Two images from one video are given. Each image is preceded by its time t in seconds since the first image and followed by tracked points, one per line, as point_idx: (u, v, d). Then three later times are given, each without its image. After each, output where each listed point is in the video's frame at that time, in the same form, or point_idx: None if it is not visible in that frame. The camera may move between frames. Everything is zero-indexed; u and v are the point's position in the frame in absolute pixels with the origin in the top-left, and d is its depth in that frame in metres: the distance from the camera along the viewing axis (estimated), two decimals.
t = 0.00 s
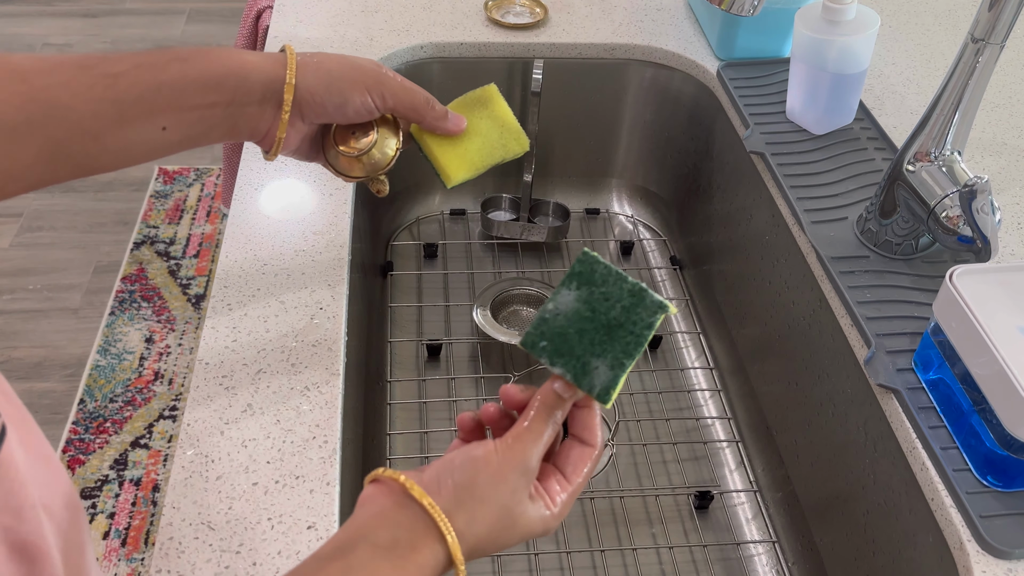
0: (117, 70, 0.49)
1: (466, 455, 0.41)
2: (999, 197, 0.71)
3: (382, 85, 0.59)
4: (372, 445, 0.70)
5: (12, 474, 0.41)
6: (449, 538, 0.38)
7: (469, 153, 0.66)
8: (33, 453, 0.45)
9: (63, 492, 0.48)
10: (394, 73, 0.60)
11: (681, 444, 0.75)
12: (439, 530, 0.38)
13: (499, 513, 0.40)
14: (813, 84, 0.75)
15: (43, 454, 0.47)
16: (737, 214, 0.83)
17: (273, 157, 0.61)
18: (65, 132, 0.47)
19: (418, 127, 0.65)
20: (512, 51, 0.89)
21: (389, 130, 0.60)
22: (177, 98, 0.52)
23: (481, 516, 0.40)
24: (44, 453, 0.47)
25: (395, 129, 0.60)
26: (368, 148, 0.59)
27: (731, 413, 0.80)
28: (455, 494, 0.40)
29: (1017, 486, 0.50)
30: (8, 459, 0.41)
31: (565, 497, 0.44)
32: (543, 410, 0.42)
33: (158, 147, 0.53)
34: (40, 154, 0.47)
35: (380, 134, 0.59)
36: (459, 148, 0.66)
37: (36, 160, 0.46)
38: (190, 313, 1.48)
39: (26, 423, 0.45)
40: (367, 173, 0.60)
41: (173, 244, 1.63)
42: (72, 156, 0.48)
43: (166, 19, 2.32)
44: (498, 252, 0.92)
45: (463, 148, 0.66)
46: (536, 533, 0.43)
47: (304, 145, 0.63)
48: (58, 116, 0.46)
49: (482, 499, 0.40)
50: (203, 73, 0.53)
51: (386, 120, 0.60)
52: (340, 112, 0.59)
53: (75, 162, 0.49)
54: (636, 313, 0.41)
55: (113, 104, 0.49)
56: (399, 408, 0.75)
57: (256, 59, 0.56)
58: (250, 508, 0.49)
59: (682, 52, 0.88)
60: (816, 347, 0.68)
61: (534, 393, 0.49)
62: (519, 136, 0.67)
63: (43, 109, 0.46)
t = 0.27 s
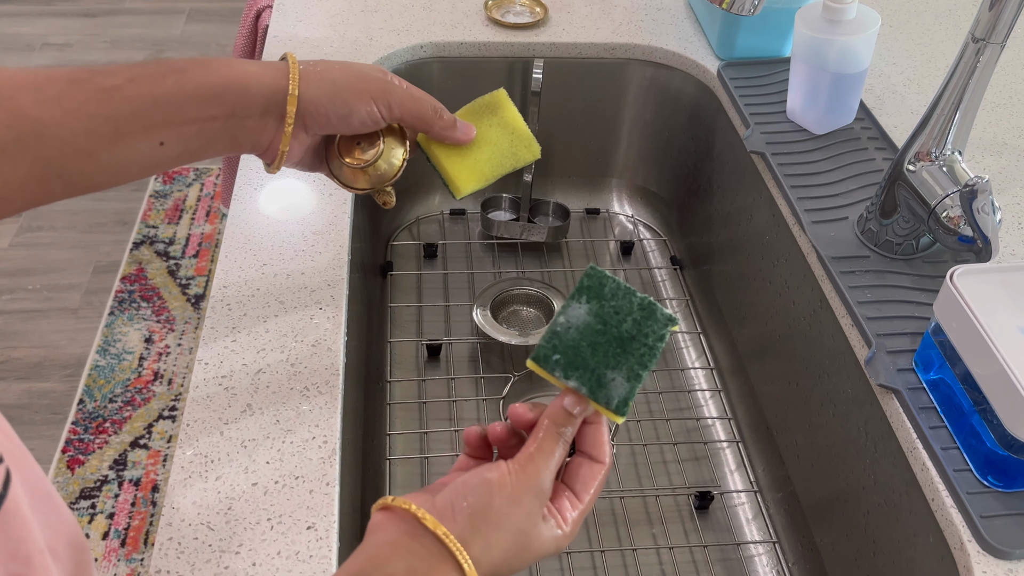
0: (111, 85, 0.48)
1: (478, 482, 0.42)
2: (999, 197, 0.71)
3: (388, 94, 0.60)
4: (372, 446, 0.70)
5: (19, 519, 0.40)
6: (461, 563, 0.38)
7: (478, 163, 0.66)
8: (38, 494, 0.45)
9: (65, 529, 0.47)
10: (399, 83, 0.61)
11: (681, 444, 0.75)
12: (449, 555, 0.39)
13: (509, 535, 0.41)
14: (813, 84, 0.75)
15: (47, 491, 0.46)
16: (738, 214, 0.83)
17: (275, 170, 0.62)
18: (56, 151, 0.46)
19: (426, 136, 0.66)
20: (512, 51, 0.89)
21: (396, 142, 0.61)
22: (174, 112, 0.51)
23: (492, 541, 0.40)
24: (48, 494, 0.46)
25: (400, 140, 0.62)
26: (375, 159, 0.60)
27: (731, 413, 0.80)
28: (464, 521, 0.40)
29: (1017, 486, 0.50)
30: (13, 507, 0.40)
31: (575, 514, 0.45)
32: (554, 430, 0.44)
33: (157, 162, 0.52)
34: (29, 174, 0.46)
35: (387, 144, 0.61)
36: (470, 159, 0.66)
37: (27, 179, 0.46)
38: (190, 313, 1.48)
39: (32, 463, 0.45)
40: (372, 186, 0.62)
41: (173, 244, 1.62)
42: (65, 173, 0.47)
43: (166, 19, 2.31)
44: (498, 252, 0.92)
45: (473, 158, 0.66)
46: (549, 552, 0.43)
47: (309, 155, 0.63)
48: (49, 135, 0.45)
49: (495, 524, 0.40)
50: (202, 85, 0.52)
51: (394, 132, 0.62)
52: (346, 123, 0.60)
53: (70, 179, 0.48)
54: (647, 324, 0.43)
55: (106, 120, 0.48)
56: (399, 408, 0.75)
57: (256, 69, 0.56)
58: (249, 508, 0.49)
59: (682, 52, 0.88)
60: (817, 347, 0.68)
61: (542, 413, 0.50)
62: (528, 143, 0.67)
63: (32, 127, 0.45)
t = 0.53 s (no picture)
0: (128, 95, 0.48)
1: (490, 511, 0.45)
2: (1000, 198, 0.70)
3: (406, 102, 0.60)
4: (371, 446, 0.69)
5: (37, 534, 0.39)
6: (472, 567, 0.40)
7: (495, 171, 0.66)
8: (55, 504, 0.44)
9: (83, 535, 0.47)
10: (417, 90, 0.62)
11: (681, 445, 0.75)
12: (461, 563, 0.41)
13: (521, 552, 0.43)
14: (813, 83, 0.75)
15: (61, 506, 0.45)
16: (738, 214, 0.83)
17: (292, 178, 0.62)
18: (73, 160, 0.45)
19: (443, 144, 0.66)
20: (512, 50, 0.88)
21: (412, 150, 0.62)
22: (190, 121, 0.51)
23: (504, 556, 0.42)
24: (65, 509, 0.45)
25: (417, 148, 0.62)
26: (389, 167, 0.61)
27: (731, 414, 0.80)
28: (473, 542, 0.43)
29: (1018, 486, 0.49)
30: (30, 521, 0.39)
31: (606, 554, 0.47)
32: (571, 461, 0.47)
33: (171, 170, 0.52)
34: (45, 183, 0.44)
35: (404, 152, 0.61)
36: (487, 167, 0.66)
37: (43, 188, 0.44)
38: (189, 313, 1.48)
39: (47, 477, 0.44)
40: (386, 193, 0.62)
41: (172, 244, 1.62)
42: (80, 182, 0.46)
43: (165, 18, 2.31)
44: (498, 252, 0.92)
45: (490, 167, 0.66)
46: None
47: (326, 162, 0.64)
48: (66, 144, 0.44)
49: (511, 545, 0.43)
50: (217, 94, 0.52)
51: (410, 140, 0.62)
52: (364, 130, 0.60)
53: (84, 188, 0.47)
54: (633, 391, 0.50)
55: (122, 129, 0.47)
56: (398, 408, 0.75)
57: (274, 77, 0.56)
58: (249, 509, 0.48)
59: (682, 51, 0.88)
60: (817, 347, 0.68)
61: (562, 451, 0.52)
62: (547, 149, 0.67)
63: (49, 136, 0.43)
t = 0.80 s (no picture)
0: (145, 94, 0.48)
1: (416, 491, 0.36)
2: (1000, 198, 0.70)
3: (424, 99, 0.60)
4: (371, 446, 0.69)
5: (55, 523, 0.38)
6: None
7: (516, 170, 0.66)
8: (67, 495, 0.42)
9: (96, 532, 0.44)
10: (436, 86, 0.61)
11: (681, 444, 0.75)
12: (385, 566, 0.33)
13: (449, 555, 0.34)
14: (813, 83, 0.75)
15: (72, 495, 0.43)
16: (738, 214, 0.83)
17: (310, 177, 0.62)
18: (92, 158, 0.45)
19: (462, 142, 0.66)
20: (512, 50, 0.88)
21: (432, 147, 0.62)
22: (207, 120, 0.51)
23: (430, 551, 0.34)
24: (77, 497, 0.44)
25: (436, 145, 0.62)
26: (411, 166, 0.60)
27: (731, 413, 0.79)
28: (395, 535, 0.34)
29: (1018, 486, 0.49)
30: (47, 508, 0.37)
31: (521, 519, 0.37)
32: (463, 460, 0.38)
33: (189, 169, 0.52)
34: (65, 181, 0.45)
35: (423, 150, 0.61)
36: (508, 165, 0.66)
37: (63, 186, 0.45)
38: (189, 313, 1.48)
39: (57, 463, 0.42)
40: (406, 192, 0.62)
41: (172, 244, 1.62)
42: (100, 180, 0.46)
43: (165, 18, 2.31)
44: (498, 252, 0.92)
45: (511, 164, 0.66)
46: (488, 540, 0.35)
47: (344, 162, 0.64)
48: (84, 142, 0.45)
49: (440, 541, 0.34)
50: (235, 93, 0.52)
51: (430, 138, 0.62)
52: (381, 128, 0.60)
53: (103, 187, 0.47)
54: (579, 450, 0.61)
55: (140, 126, 0.48)
56: (398, 408, 0.75)
57: (292, 75, 0.56)
58: (248, 509, 0.48)
59: (682, 51, 0.88)
60: (817, 347, 0.68)
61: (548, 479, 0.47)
62: (568, 145, 0.67)
63: (67, 134, 0.44)
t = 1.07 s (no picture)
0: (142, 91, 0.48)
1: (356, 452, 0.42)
2: (1000, 198, 0.70)
3: (412, 98, 0.60)
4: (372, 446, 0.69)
5: (60, 502, 0.36)
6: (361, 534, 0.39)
7: (503, 169, 0.66)
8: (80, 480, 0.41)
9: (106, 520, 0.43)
10: (424, 86, 0.61)
11: (681, 444, 0.75)
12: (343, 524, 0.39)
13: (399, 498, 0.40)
14: (813, 83, 0.75)
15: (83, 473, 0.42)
16: (738, 214, 0.83)
17: (301, 173, 0.63)
18: (89, 154, 0.45)
19: (450, 141, 0.66)
20: (512, 50, 0.88)
21: (421, 145, 0.62)
22: (202, 116, 0.51)
23: (379, 490, 0.40)
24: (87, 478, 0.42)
25: (425, 143, 0.62)
26: (400, 163, 0.60)
27: (731, 413, 0.79)
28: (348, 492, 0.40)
29: (1018, 486, 0.49)
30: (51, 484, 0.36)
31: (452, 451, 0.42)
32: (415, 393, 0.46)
33: (184, 166, 0.52)
34: (62, 177, 0.45)
35: (411, 148, 0.61)
36: (495, 164, 0.66)
37: (60, 182, 0.45)
38: (189, 313, 1.48)
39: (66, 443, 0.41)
40: (395, 189, 0.62)
41: (172, 244, 1.62)
42: (96, 176, 0.46)
43: (165, 18, 2.31)
44: (498, 252, 0.92)
45: (498, 163, 0.66)
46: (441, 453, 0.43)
47: (335, 160, 0.64)
48: (82, 138, 0.45)
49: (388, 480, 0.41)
50: (229, 90, 0.53)
51: (418, 135, 0.62)
52: (371, 126, 0.60)
53: (100, 183, 0.47)
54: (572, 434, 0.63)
55: (136, 124, 0.48)
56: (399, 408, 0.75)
57: (284, 74, 0.56)
58: (249, 509, 0.48)
59: (682, 51, 0.88)
60: (817, 347, 0.68)
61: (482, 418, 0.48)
62: (553, 146, 0.67)
63: (66, 130, 0.44)
